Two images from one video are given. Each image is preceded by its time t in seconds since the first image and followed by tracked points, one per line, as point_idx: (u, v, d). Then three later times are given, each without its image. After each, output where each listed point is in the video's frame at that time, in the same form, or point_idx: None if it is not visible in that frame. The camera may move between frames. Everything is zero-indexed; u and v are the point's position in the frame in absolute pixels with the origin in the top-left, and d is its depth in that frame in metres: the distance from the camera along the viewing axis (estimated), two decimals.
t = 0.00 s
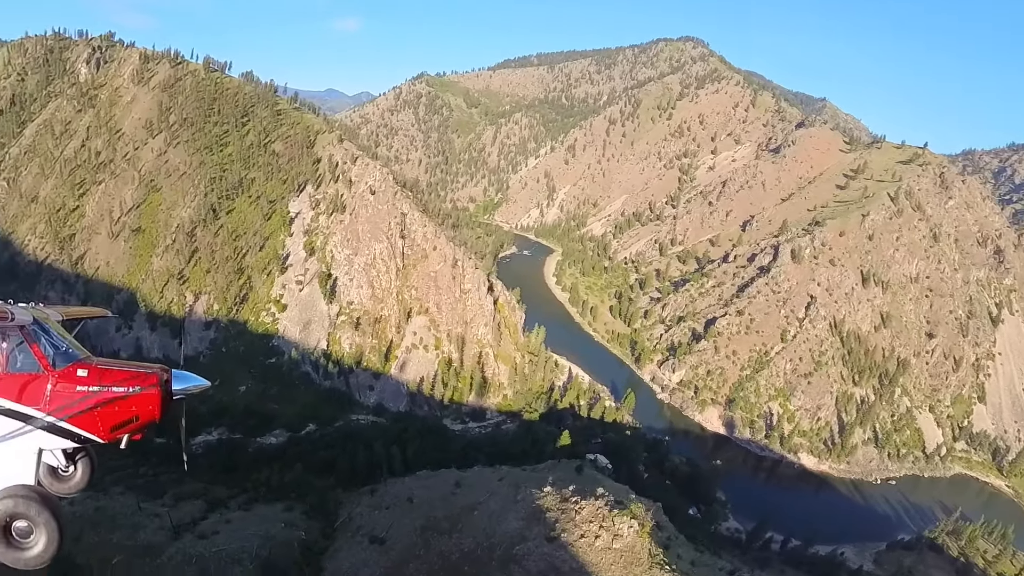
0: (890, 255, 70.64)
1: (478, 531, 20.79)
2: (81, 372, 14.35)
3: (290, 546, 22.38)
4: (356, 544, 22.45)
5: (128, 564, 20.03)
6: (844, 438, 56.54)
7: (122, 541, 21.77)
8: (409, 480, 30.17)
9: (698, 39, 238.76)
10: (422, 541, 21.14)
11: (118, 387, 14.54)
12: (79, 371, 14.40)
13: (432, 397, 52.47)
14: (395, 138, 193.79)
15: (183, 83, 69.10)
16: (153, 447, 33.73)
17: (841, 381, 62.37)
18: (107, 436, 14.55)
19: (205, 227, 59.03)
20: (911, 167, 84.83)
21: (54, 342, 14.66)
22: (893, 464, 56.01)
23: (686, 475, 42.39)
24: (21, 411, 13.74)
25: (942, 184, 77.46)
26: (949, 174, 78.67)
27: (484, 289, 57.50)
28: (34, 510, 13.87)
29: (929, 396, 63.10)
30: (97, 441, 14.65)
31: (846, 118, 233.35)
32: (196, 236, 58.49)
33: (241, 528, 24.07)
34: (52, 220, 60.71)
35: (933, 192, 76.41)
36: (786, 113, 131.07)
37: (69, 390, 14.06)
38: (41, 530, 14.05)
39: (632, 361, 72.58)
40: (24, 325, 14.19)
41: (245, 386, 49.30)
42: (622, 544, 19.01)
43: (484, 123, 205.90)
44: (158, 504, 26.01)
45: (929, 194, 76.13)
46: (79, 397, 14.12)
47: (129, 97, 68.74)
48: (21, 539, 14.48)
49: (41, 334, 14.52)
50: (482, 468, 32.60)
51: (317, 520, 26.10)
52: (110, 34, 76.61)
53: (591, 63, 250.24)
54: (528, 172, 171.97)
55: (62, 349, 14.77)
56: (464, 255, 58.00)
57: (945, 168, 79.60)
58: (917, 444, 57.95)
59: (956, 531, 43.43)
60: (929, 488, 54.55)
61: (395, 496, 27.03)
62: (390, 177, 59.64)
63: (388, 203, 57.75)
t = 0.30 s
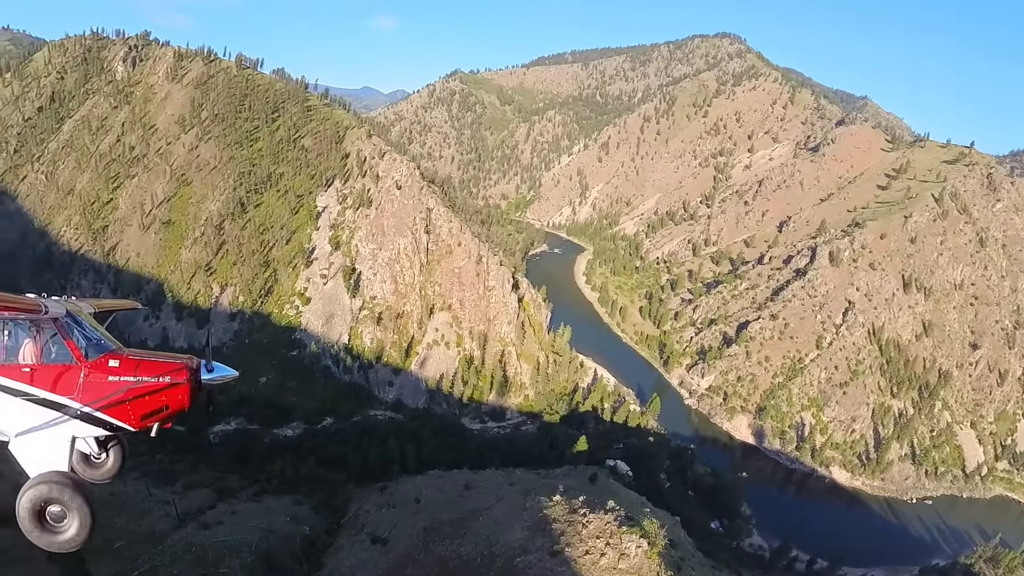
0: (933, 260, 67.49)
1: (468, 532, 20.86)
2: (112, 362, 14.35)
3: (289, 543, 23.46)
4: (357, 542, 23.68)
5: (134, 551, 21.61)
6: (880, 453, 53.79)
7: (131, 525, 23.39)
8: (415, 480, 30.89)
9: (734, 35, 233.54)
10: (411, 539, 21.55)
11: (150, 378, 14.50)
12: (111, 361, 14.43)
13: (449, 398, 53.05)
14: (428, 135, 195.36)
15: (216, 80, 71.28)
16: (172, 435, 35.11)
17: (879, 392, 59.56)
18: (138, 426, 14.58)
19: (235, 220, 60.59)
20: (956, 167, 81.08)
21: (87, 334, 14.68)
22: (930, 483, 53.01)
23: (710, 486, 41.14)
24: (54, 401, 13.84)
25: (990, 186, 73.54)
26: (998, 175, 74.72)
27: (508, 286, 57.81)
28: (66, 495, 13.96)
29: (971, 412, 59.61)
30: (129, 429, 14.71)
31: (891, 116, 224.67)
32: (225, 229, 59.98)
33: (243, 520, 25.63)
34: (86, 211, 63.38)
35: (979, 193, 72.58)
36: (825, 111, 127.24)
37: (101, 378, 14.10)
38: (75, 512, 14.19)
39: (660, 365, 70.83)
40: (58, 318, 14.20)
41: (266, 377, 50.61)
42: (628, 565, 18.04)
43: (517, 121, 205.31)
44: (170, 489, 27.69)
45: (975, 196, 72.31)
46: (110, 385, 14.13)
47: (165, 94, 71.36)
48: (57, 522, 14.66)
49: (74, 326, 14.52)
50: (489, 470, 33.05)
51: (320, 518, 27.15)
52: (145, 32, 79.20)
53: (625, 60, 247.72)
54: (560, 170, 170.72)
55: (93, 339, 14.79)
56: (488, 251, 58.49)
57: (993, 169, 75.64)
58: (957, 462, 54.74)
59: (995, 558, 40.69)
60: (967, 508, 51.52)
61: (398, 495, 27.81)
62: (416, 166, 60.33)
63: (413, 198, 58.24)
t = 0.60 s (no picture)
0: (979, 266, 64.00)
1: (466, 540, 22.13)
2: (145, 353, 16.45)
3: (287, 537, 24.79)
4: (358, 540, 25.06)
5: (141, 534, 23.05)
6: (915, 471, 50.99)
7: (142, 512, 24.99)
8: (421, 481, 32.19)
9: (772, 31, 227.87)
10: (404, 544, 23.08)
11: (177, 367, 16.58)
12: (142, 352, 16.51)
13: (468, 396, 53.69)
14: (461, 133, 197.55)
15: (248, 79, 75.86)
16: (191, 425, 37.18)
17: (916, 406, 56.38)
18: (171, 412, 16.84)
19: (265, 213, 64.95)
20: (1006, 167, 77.24)
21: (120, 325, 16.79)
22: (968, 505, 49.76)
23: (733, 499, 39.77)
24: (92, 389, 16.02)
25: None
26: None
27: (531, 284, 58.17)
28: (103, 480, 15.92)
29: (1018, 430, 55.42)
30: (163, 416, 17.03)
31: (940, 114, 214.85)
32: (253, 223, 64.36)
33: (247, 511, 27.07)
34: (120, 204, 68.65)
35: None
36: (866, 109, 123.28)
37: (136, 368, 16.22)
38: (111, 498, 16.10)
39: (688, 368, 69.07)
40: (93, 312, 16.28)
41: (286, 369, 53.78)
42: None
43: (551, 118, 204.06)
44: (182, 478, 29.38)
45: None
46: (144, 374, 16.30)
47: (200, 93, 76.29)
48: (95, 506, 16.63)
49: (108, 318, 16.62)
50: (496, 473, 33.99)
51: (324, 514, 28.55)
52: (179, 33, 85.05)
53: (660, 58, 244.41)
54: (593, 168, 168.90)
55: (128, 332, 16.83)
56: (513, 249, 59.00)
57: None
58: (998, 484, 51.20)
59: None
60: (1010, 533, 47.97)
61: (405, 496, 29.39)
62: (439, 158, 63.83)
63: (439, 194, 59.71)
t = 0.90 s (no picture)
0: None
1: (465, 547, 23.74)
2: (180, 343, 17.28)
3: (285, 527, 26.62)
4: (359, 538, 26.07)
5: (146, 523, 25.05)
6: (952, 493, 48.10)
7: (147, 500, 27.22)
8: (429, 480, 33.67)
9: (810, 27, 222.81)
10: (399, 545, 24.72)
11: (209, 356, 17.33)
12: (176, 342, 17.34)
13: (485, 395, 54.48)
14: (494, 130, 199.94)
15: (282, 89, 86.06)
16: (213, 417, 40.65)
17: (956, 422, 53.29)
18: (207, 400, 17.72)
19: (294, 207, 72.79)
20: None
21: (155, 317, 17.67)
22: (1007, 532, 46.56)
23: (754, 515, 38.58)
24: (128, 377, 16.85)
25: None
26: None
27: (556, 283, 58.16)
28: (140, 466, 16.63)
29: None
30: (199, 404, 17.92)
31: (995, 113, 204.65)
32: (280, 216, 72.16)
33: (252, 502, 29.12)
34: (154, 197, 79.76)
35: None
36: (909, 108, 119.33)
37: (172, 357, 17.09)
38: (148, 482, 16.86)
39: (716, 374, 67.22)
40: (128, 304, 17.18)
41: (307, 362, 56.22)
42: None
43: (584, 116, 202.95)
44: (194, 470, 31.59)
45: None
46: (180, 363, 17.12)
47: (240, 104, 87.64)
48: (132, 490, 17.33)
49: (144, 310, 17.52)
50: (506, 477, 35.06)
51: (328, 508, 30.22)
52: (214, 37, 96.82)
53: (696, 54, 240.44)
54: (627, 166, 166.53)
55: (163, 324, 17.77)
56: (539, 245, 59.57)
57: None
58: None
59: None
60: None
61: (409, 496, 30.76)
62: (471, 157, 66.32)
63: (464, 188, 62.84)
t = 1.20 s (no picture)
0: None
1: (460, 553, 28.07)
2: (215, 337, 16.70)
3: (284, 520, 31.52)
4: (358, 538, 30.77)
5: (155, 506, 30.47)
6: (987, 518, 45.23)
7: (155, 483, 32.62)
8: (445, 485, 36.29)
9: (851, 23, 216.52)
10: (397, 547, 29.14)
11: (245, 350, 16.76)
12: (213, 336, 16.85)
13: (503, 395, 54.09)
14: (527, 128, 201.23)
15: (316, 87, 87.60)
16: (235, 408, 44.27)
17: (996, 442, 50.22)
18: (240, 392, 17.03)
19: (322, 201, 73.83)
20: None
21: (191, 313, 17.20)
22: None
23: (777, 534, 36.97)
24: (165, 372, 16.37)
25: None
26: None
27: (580, 283, 57.55)
28: (176, 457, 16.84)
29: None
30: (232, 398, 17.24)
31: None
32: (308, 211, 73.30)
33: (254, 493, 33.39)
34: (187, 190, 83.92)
35: None
36: (954, 106, 114.60)
37: (207, 351, 16.50)
38: (183, 473, 17.07)
39: (746, 382, 65.07)
40: (165, 300, 16.76)
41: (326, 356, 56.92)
42: None
43: (619, 113, 200.65)
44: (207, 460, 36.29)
45: None
46: (214, 357, 16.51)
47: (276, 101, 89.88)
48: (167, 481, 17.68)
49: (180, 306, 17.10)
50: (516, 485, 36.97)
51: (332, 505, 34.31)
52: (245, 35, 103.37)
53: (733, 51, 235.07)
54: (661, 165, 163.93)
55: (199, 320, 17.23)
56: (563, 243, 59.22)
57: None
58: None
59: None
60: None
61: (416, 494, 35.07)
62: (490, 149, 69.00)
63: (489, 184, 62.89)
